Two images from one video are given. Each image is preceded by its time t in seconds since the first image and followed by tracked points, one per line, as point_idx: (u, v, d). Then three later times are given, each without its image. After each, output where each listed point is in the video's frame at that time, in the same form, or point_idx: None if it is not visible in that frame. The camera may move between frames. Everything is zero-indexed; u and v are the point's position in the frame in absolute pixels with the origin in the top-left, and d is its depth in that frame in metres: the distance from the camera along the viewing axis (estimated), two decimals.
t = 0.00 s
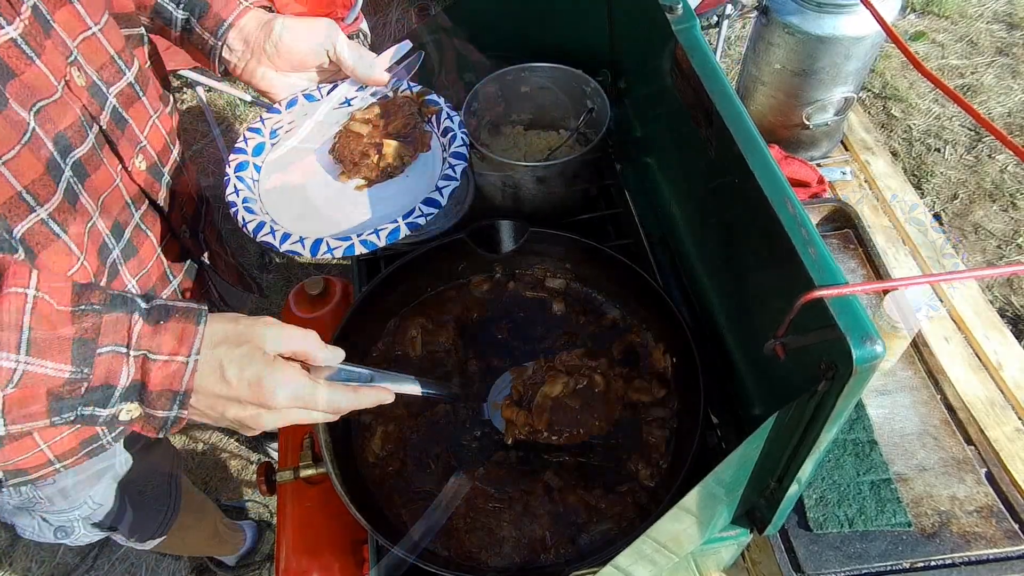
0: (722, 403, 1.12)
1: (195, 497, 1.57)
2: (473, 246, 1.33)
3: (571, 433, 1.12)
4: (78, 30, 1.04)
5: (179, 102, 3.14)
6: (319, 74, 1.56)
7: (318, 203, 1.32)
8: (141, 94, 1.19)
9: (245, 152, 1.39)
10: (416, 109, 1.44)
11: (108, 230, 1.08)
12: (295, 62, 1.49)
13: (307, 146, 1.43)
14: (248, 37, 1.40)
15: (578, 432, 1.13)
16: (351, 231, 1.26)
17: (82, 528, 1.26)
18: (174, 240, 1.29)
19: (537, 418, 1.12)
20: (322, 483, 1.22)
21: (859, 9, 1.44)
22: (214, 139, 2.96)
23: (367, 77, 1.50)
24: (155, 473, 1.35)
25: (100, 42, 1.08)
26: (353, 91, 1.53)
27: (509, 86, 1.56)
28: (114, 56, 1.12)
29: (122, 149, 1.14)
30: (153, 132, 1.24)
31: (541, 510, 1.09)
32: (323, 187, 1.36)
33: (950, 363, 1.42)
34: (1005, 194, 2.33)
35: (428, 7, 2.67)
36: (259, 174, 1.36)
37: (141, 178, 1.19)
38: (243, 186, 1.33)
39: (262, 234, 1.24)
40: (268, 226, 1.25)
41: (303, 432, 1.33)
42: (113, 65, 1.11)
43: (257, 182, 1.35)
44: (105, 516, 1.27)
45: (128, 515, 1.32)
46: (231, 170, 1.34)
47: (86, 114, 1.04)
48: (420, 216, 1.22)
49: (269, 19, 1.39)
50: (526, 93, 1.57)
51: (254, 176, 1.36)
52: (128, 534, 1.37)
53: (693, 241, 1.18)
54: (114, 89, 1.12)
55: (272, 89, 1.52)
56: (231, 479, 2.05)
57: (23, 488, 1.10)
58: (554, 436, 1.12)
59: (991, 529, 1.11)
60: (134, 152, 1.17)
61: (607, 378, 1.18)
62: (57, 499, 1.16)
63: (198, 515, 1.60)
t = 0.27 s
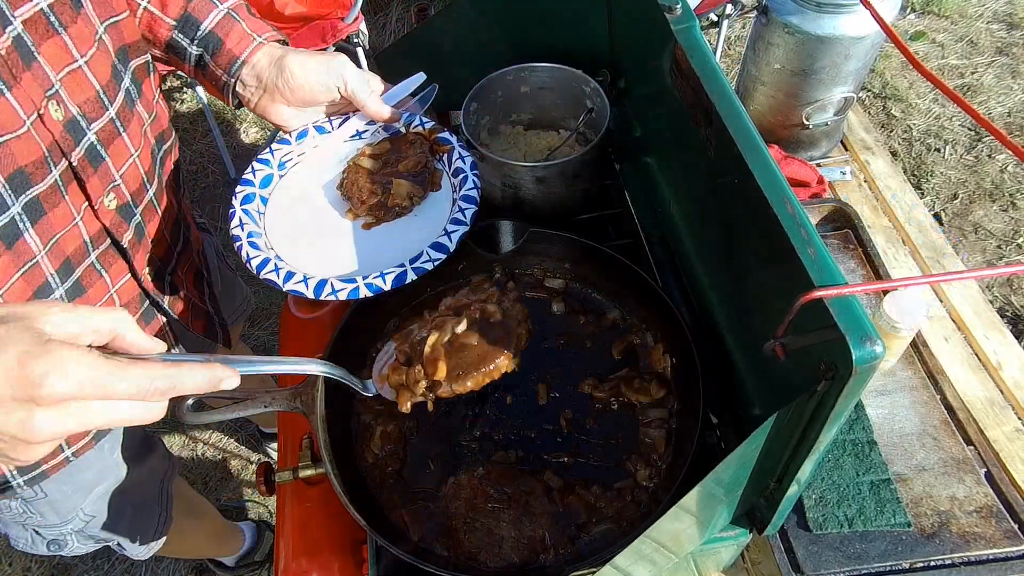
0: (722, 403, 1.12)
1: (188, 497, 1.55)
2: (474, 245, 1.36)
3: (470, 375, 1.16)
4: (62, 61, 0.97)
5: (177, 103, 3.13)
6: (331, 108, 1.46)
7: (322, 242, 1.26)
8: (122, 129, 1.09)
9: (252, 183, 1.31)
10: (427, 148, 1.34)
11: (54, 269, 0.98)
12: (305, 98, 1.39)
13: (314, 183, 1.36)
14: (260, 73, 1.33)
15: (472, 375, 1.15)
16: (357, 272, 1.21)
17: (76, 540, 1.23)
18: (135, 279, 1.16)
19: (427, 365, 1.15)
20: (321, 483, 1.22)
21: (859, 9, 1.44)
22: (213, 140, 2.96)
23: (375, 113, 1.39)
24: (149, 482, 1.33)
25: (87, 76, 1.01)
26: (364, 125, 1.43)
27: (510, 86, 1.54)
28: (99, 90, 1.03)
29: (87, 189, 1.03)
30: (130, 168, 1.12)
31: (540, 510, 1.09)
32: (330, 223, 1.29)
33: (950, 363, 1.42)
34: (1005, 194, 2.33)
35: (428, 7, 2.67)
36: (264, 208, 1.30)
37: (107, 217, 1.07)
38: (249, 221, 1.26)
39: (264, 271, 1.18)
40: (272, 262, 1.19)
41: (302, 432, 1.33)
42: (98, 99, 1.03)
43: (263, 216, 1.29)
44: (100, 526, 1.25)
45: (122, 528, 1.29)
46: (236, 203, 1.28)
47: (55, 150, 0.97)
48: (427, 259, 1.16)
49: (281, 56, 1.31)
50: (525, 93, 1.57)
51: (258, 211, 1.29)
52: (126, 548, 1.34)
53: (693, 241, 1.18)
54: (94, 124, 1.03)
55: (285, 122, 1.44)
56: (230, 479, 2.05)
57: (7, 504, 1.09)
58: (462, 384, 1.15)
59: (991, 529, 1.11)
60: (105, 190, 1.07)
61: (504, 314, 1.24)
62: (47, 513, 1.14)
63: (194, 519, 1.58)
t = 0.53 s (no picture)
0: (722, 403, 1.12)
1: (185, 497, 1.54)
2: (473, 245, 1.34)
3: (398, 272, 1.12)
4: (44, 72, 0.95)
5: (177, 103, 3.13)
6: (337, 121, 1.38)
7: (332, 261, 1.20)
8: (110, 143, 1.05)
9: (258, 205, 1.25)
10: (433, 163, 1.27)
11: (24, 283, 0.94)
12: (312, 114, 1.30)
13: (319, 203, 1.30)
14: (266, 89, 1.25)
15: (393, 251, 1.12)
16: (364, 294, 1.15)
17: (67, 547, 1.23)
18: (121, 295, 1.09)
19: (352, 252, 1.10)
20: (321, 483, 1.22)
21: (860, 9, 1.44)
22: (213, 140, 2.96)
23: (383, 129, 1.30)
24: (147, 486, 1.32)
25: (70, 86, 0.98)
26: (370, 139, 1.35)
27: (510, 85, 1.54)
28: (85, 102, 1.01)
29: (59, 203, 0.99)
30: (117, 184, 1.08)
31: (540, 509, 1.09)
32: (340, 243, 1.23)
33: (950, 363, 1.42)
34: (1005, 194, 2.33)
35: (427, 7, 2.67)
36: (270, 229, 1.23)
37: (90, 229, 1.04)
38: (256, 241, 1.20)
39: (269, 295, 1.10)
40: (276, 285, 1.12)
41: (302, 432, 1.33)
42: (83, 112, 1.00)
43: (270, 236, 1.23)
44: (92, 532, 1.25)
45: (115, 536, 1.29)
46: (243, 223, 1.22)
47: (33, 161, 0.95)
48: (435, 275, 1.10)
49: (287, 71, 1.23)
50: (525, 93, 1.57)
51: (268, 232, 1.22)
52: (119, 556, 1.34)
53: (693, 241, 1.18)
54: (79, 136, 1.00)
55: (291, 136, 1.36)
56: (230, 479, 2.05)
57: None
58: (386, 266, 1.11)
59: (991, 529, 1.11)
60: (88, 202, 1.03)
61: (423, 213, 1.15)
62: (37, 521, 1.14)
63: (192, 520, 1.58)
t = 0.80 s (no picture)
0: (721, 403, 1.12)
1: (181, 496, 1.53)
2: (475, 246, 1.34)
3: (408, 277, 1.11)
4: (38, 66, 0.95)
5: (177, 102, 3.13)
6: (339, 133, 1.35)
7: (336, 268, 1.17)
8: (107, 139, 1.06)
9: (258, 210, 1.25)
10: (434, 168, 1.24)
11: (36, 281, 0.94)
12: (313, 125, 1.28)
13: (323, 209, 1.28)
14: (268, 100, 1.23)
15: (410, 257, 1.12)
16: (371, 292, 1.13)
17: (57, 551, 1.23)
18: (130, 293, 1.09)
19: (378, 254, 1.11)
20: (321, 483, 1.22)
21: (859, 9, 1.44)
22: (213, 140, 2.96)
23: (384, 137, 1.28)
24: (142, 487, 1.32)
25: (65, 81, 0.98)
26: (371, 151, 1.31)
27: (510, 86, 1.54)
28: (80, 96, 1.01)
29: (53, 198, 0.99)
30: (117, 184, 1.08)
31: (540, 509, 1.09)
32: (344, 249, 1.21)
33: (950, 362, 1.42)
34: (1005, 194, 2.33)
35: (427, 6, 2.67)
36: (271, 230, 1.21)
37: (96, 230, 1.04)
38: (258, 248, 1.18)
39: (273, 296, 1.11)
40: (281, 286, 1.12)
41: (302, 432, 1.33)
42: (79, 106, 1.01)
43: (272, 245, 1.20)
44: (85, 535, 1.24)
45: (110, 537, 1.28)
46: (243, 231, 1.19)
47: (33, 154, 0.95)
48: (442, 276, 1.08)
49: (290, 82, 1.21)
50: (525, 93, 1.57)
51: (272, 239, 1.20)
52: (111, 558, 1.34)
53: (692, 240, 1.18)
54: (77, 132, 1.01)
55: (291, 149, 1.34)
56: (230, 480, 2.05)
57: None
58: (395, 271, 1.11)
59: (991, 529, 1.11)
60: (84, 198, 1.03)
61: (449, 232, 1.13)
62: (29, 526, 1.13)
63: (190, 521, 1.57)
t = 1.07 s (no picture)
0: (721, 403, 1.12)
1: (179, 497, 1.53)
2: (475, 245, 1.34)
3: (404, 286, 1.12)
4: (30, 63, 0.95)
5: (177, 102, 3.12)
6: (329, 134, 1.34)
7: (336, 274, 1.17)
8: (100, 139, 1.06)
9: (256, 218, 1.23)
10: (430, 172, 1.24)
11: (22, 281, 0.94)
12: (301, 125, 1.27)
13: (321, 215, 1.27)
14: (254, 101, 1.22)
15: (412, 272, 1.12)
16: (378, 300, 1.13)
17: (61, 554, 1.24)
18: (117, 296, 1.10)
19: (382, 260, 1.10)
20: (321, 483, 1.22)
21: (859, 9, 1.44)
22: (213, 140, 2.96)
23: (375, 138, 1.27)
24: (144, 489, 1.32)
25: (56, 79, 0.98)
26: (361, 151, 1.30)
27: (510, 86, 1.54)
28: (73, 94, 1.01)
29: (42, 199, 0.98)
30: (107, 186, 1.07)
31: (540, 509, 1.09)
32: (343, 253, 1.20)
33: (950, 362, 1.42)
34: (1005, 194, 2.33)
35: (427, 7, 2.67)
36: (268, 238, 1.20)
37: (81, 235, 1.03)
38: (257, 255, 1.17)
39: (279, 306, 1.10)
40: (285, 296, 1.11)
41: (302, 432, 1.33)
42: (71, 104, 1.01)
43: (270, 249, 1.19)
44: (86, 537, 1.24)
45: (112, 539, 1.28)
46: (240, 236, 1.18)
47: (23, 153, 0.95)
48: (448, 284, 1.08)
49: (277, 81, 1.20)
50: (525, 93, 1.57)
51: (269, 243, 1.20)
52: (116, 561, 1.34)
53: (692, 240, 1.18)
54: (70, 130, 1.01)
55: (278, 151, 1.33)
56: (230, 480, 2.05)
57: None
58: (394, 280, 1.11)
59: (991, 529, 1.11)
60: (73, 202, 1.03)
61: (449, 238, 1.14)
62: (31, 529, 1.13)
63: (188, 521, 1.56)
